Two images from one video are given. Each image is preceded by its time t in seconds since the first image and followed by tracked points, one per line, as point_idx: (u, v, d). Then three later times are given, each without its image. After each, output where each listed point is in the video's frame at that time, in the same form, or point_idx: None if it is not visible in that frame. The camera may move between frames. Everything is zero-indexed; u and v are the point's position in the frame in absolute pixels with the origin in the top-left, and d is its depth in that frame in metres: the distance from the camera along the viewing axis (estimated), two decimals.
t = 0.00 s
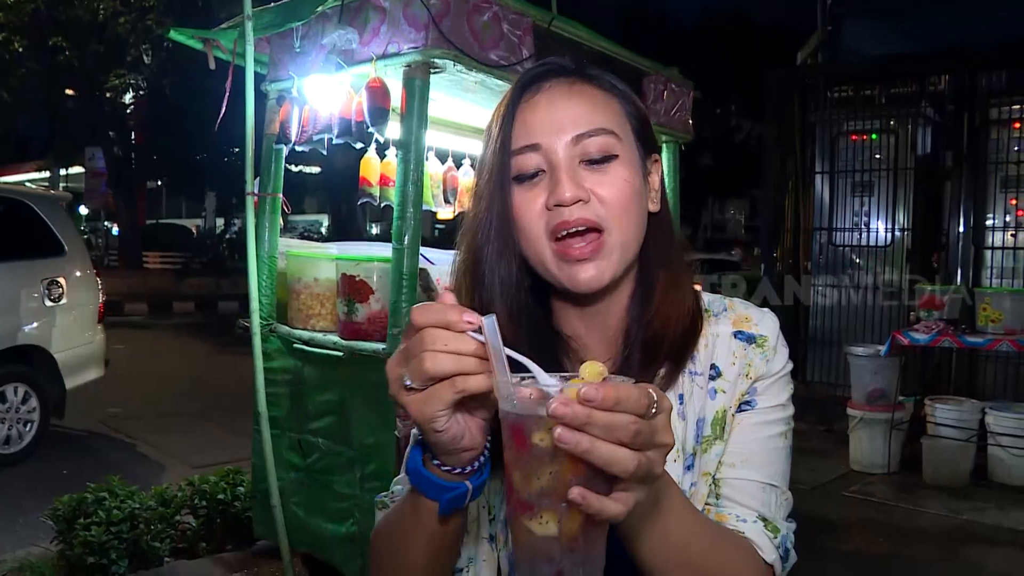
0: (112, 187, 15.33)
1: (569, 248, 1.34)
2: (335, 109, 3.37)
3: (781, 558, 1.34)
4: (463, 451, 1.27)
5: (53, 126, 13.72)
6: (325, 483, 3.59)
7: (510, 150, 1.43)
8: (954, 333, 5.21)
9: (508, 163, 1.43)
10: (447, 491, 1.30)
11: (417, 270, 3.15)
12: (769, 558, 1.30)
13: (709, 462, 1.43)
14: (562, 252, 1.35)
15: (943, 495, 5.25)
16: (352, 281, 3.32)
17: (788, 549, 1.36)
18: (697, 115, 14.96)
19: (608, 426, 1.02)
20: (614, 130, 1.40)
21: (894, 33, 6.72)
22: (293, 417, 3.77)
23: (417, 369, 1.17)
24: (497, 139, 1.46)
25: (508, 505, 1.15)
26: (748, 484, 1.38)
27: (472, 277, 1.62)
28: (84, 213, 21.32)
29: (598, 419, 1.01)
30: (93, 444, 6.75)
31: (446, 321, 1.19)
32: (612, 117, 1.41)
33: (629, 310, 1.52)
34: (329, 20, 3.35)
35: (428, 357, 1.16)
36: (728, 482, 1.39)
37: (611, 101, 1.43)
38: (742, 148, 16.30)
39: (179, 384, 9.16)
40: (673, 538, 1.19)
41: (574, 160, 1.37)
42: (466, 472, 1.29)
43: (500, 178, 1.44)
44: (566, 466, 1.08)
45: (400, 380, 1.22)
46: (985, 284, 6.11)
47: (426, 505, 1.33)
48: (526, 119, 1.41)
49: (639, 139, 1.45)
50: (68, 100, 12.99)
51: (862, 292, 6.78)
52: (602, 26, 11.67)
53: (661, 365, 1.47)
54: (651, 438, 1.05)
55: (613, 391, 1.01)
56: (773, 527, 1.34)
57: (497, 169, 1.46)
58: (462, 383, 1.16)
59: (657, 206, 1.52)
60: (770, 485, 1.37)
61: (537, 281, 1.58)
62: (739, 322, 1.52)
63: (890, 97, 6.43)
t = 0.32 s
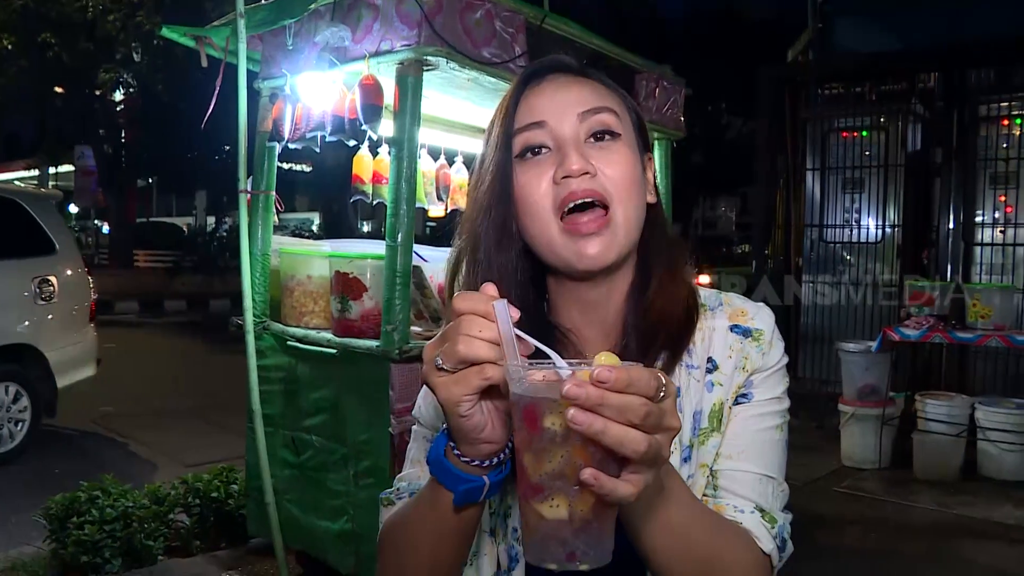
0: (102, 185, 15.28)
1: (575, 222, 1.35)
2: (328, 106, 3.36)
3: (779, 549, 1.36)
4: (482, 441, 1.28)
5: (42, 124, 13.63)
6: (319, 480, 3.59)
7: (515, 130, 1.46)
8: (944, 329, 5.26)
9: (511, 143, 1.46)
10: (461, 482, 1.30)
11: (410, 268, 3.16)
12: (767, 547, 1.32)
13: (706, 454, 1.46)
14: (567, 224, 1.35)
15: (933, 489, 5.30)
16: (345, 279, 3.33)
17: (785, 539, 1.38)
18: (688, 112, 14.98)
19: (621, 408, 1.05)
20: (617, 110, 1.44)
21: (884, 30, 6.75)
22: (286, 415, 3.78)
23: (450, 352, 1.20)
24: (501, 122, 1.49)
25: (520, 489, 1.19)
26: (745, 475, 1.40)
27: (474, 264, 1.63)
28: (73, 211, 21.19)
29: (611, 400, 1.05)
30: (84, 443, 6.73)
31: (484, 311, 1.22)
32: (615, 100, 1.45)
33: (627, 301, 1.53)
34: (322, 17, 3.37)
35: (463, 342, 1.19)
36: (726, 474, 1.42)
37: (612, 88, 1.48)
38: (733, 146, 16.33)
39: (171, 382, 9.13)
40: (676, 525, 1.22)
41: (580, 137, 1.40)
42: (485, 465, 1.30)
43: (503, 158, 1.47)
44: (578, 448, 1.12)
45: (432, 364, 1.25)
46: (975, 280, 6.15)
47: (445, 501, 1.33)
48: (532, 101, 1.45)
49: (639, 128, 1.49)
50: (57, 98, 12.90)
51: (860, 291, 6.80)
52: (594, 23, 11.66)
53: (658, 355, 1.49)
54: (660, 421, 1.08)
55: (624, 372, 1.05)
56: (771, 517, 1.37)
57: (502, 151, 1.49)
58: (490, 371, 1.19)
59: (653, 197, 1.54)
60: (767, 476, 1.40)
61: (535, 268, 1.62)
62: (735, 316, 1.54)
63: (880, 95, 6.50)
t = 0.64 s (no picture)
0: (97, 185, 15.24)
1: (573, 246, 1.38)
2: (325, 106, 3.37)
3: (783, 539, 1.37)
4: (480, 441, 1.27)
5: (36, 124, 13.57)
6: (316, 479, 3.60)
7: (514, 152, 1.45)
8: (938, 328, 5.29)
9: (510, 163, 1.46)
10: (459, 478, 1.31)
11: (406, 267, 3.17)
12: (772, 537, 1.33)
13: (709, 447, 1.47)
14: (566, 250, 1.39)
15: (927, 488, 5.33)
16: (341, 277, 3.34)
17: (788, 530, 1.39)
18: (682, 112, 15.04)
19: (639, 397, 1.07)
20: (615, 130, 1.44)
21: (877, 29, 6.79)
22: (283, 414, 3.78)
23: (445, 358, 1.19)
24: (499, 140, 1.47)
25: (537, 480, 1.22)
26: (749, 468, 1.41)
27: (475, 272, 1.64)
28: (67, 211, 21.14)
29: (630, 388, 1.07)
30: (79, 443, 6.72)
31: (481, 314, 1.22)
32: (613, 118, 1.45)
33: (627, 305, 1.54)
34: (318, 17, 3.38)
35: (459, 347, 1.18)
36: (728, 466, 1.43)
37: (611, 102, 1.47)
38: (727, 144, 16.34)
39: (166, 382, 9.12)
40: (688, 517, 1.24)
41: (579, 162, 1.40)
42: (482, 460, 1.30)
43: (503, 179, 1.46)
44: (595, 438, 1.14)
45: (428, 365, 1.24)
46: (969, 279, 6.16)
47: (442, 493, 1.34)
48: (531, 122, 1.44)
49: (638, 140, 1.49)
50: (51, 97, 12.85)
51: (861, 291, 6.79)
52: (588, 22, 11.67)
53: (659, 346, 1.52)
54: (676, 410, 1.10)
55: (642, 360, 1.06)
56: (774, 508, 1.38)
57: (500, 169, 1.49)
58: (485, 380, 1.18)
59: (651, 201, 1.54)
60: (770, 468, 1.41)
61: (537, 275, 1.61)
62: (734, 313, 1.57)
63: (874, 94, 6.57)
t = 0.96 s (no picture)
0: (93, 185, 15.21)
1: (573, 230, 1.38)
2: (324, 106, 3.38)
3: (793, 542, 1.39)
4: (485, 448, 1.28)
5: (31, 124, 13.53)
6: (315, 479, 3.60)
7: (518, 137, 1.47)
8: (934, 327, 5.31)
9: (514, 149, 1.48)
10: (467, 484, 1.32)
11: (405, 267, 3.18)
12: (782, 540, 1.35)
13: (720, 448, 1.48)
14: (567, 232, 1.39)
15: (924, 486, 5.35)
16: (340, 277, 3.33)
17: (798, 534, 1.41)
18: (677, 112, 15.03)
19: (658, 408, 1.08)
20: (619, 117, 1.45)
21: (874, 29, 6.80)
22: (282, 413, 3.78)
23: (456, 370, 1.20)
24: (505, 127, 1.50)
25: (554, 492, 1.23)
26: (760, 469, 1.43)
27: (478, 265, 1.64)
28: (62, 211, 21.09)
29: (650, 400, 1.08)
30: (76, 443, 6.70)
31: (493, 324, 1.22)
32: (618, 105, 1.47)
33: (633, 298, 1.55)
34: (317, 17, 3.39)
35: (471, 361, 1.18)
36: (740, 467, 1.44)
37: (616, 91, 1.49)
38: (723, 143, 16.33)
39: (162, 382, 9.10)
40: (702, 524, 1.26)
41: (581, 146, 1.42)
42: (487, 465, 1.31)
43: (507, 165, 1.48)
44: (617, 450, 1.15)
45: (438, 376, 1.24)
46: (964, 278, 6.20)
47: (447, 496, 1.34)
48: (535, 108, 1.46)
49: (643, 132, 1.50)
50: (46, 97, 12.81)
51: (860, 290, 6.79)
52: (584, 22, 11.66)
53: (668, 345, 1.53)
54: (695, 419, 1.12)
55: (661, 371, 1.08)
56: (785, 511, 1.39)
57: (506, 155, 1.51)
58: (497, 391, 1.19)
59: (658, 196, 1.55)
60: (780, 470, 1.44)
61: (541, 268, 1.61)
62: (743, 315, 1.58)
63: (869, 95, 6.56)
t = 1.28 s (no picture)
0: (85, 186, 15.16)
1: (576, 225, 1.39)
2: (319, 107, 3.37)
3: (791, 546, 1.41)
4: (488, 456, 1.31)
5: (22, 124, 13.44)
6: (310, 480, 3.60)
7: (522, 132, 1.49)
8: (927, 328, 5.34)
9: (518, 144, 1.50)
10: (473, 492, 1.35)
11: (400, 268, 3.18)
12: (780, 544, 1.37)
13: (719, 452, 1.49)
14: (569, 226, 1.39)
15: (916, 486, 5.38)
16: (336, 279, 3.34)
17: (796, 537, 1.43)
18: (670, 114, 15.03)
19: (650, 415, 1.08)
20: (622, 112, 1.46)
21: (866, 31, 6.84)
22: (277, 415, 3.78)
23: (445, 390, 1.20)
24: (510, 122, 1.52)
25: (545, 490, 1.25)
26: (758, 474, 1.45)
27: (481, 262, 1.66)
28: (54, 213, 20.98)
29: (641, 407, 1.08)
30: (69, 445, 6.68)
31: (466, 337, 1.23)
32: (621, 101, 1.48)
33: (634, 297, 1.56)
34: (312, 18, 3.39)
35: (458, 378, 1.19)
36: (739, 472, 1.46)
37: (620, 88, 1.51)
38: (717, 146, 16.32)
39: (155, 384, 9.07)
40: (700, 529, 1.27)
41: (584, 140, 1.43)
42: (489, 470, 1.34)
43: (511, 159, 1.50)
44: (607, 455, 1.16)
45: (426, 400, 1.24)
46: (956, 279, 6.24)
47: (451, 508, 1.36)
48: (539, 102, 1.48)
49: (647, 130, 1.52)
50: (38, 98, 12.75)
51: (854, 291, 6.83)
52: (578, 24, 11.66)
53: (668, 351, 1.55)
54: (689, 426, 1.11)
55: (655, 379, 1.07)
56: (783, 515, 1.42)
57: (511, 150, 1.53)
58: (490, 396, 1.20)
59: (660, 197, 1.57)
60: (778, 474, 1.45)
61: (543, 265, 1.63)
62: (744, 317, 1.59)
63: (863, 96, 6.57)
